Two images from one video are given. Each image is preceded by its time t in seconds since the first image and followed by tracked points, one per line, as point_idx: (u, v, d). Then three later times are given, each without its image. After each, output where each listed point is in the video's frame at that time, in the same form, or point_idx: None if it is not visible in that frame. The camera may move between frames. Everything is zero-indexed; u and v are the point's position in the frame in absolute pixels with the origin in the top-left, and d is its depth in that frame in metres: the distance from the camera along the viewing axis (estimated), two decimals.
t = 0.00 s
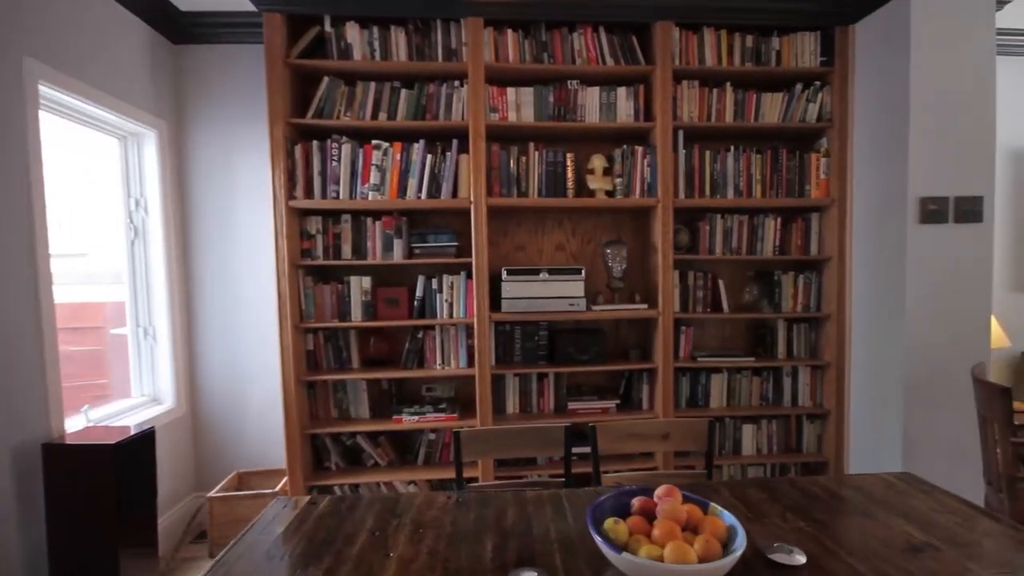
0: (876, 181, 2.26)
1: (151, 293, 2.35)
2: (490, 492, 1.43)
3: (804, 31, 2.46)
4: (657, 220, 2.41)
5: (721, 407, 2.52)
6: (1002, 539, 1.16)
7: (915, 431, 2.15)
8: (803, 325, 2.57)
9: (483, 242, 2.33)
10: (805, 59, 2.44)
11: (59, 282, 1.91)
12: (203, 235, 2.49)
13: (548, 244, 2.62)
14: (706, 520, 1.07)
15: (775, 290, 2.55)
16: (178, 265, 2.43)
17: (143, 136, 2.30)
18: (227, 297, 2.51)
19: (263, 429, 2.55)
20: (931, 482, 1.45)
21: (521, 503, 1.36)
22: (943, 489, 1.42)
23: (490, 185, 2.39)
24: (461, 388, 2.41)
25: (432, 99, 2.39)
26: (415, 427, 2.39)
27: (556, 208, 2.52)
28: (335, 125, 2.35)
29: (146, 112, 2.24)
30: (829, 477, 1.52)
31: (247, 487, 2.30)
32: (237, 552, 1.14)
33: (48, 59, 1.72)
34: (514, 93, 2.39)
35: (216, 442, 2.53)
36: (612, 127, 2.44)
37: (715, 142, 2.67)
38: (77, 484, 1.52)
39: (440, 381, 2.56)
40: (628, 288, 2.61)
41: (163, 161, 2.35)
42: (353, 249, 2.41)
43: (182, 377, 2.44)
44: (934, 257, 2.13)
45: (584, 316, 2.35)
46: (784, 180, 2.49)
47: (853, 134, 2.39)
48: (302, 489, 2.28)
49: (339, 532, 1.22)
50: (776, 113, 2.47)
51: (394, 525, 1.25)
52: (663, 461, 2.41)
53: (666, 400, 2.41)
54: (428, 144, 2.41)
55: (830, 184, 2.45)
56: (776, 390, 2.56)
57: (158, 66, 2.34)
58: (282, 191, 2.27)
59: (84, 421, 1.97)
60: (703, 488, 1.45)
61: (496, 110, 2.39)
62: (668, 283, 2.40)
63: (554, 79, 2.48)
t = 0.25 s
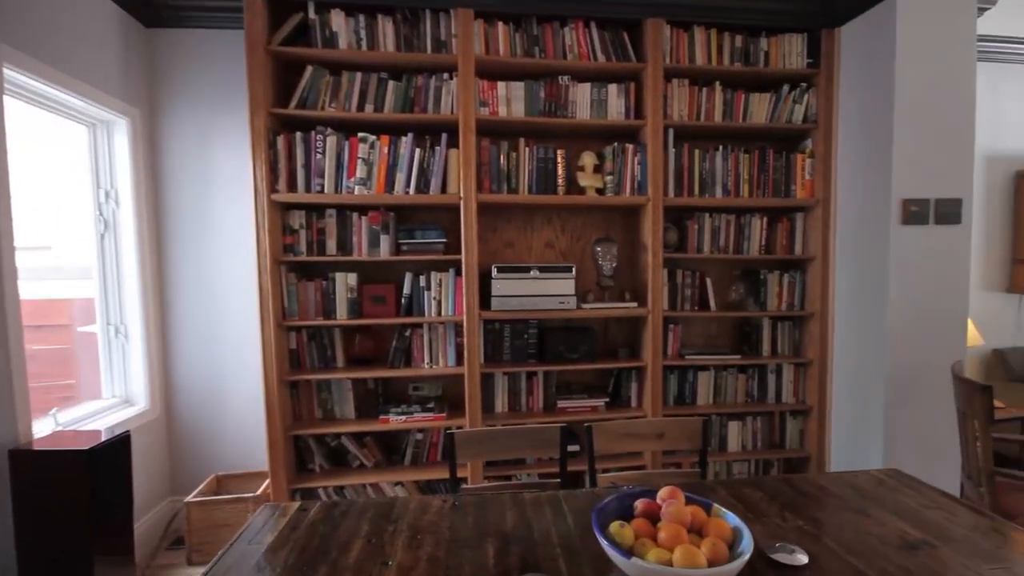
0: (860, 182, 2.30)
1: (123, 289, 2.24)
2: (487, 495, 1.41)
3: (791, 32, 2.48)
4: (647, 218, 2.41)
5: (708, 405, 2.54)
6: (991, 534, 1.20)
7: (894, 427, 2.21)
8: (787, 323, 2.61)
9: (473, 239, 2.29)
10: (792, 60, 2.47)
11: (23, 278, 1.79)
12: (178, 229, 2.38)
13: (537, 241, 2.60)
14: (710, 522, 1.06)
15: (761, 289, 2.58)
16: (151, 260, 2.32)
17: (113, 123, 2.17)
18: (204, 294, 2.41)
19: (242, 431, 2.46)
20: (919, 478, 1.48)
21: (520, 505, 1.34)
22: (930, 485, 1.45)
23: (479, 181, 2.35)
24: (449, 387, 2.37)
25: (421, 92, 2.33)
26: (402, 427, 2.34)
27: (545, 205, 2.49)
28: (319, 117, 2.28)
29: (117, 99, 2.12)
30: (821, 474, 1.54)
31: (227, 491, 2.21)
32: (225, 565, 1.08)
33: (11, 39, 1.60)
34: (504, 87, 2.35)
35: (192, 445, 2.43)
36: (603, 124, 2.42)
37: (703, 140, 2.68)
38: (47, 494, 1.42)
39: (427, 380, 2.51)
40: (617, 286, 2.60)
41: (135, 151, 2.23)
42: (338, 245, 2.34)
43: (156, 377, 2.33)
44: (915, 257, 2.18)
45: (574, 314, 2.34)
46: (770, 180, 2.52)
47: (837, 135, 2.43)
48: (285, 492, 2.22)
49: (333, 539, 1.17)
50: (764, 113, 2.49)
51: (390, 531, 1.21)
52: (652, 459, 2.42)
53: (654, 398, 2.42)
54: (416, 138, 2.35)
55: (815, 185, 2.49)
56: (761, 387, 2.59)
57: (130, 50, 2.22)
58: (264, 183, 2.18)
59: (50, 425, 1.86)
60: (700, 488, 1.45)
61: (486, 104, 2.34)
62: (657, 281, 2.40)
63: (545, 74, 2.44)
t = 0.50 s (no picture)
0: (846, 182, 2.35)
1: (102, 282, 2.16)
2: (487, 492, 1.40)
3: (782, 33, 2.51)
4: (640, 215, 2.42)
5: (697, 399, 2.58)
6: (978, 524, 1.24)
7: (876, 420, 2.28)
8: (774, 319, 2.66)
9: (467, 234, 2.28)
10: (782, 60, 2.50)
11: None
12: (160, 221, 2.30)
13: (530, 237, 2.59)
14: (715, 516, 1.07)
15: (750, 286, 2.63)
16: (132, 253, 2.24)
17: (92, 109, 2.08)
18: (188, 288, 2.34)
19: (228, 428, 2.40)
20: (906, 471, 1.53)
21: (522, 502, 1.34)
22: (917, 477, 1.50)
23: (473, 175, 2.33)
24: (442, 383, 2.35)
25: (414, 84, 2.30)
26: (394, 424, 2.32)
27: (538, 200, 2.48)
28: (310, 107, 2.22)
29: (95, 83, 2.02)
30: (813, 468, 1.57)
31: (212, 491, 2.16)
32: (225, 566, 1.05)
33: None
34: (499, 81, 2.33)
35: (175, 443, 2.37)
36: (597, 120, 2.42)
37: (694, 138, 2.70)
38: (31, 495, 1.38)
39: (419, 376, 2.49)
40: (609, 283, 2.61)
41: (115, 139, 2.14)
42: (328, 239, 2.29)
43: (138, 374, 2.26)
44: (898, 256, 2.24)
45: (567, 310, 2.34)
46: (760, 179, 2.55)
47: (825, 136, 2.48)
48: (274, 490, 2.18)
49: (335, 539, 1.15)
50: (754, 112, 2.52)
51: (392, 529, 1.19)
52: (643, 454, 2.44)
53: (645, 393, 2.44)
54: (409, 130, 2.32)
55: (803, 184, 2.53)
56: (748, 382, 2.64)
57: (110, 33, 2.12)
58: (252, 175, 2.12)
59: (29, 424, 1.79)
60: (697, 482, 1.47)
61: (480, 98, 2.32)
62: (649, 278, 2.42)
63: (539, 69, 2.43)
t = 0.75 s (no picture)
0: (828, 184, 2.43)
1: (84, 277, 2.09)
2: (488, 487, 1.41)
3: (768, 38, 2.58)
4: (630, 213, 2.46)
5: (683, 395, 2.64)
6: (955, 510, 1.31)
7: (855, 414, 2.37)
8: (758, 317, 2.73)
9: (460, 231, 2.28)
10: (768, 64, 2.57)
11: None
12: (144, 214, 2.24)
13: (521, 234, 2.60)
14: (714, 506, 1.11)
15: (735, 284, 2.69)
16: (115, 247, 2.18)
17: (73, 99, 2.01)
18: (174, 284, 2.29)
19: (214, 427, 2.36)
20: (887, 461, 1.60)
21: (523, 496, 1.35)
22: (897, 467, 1.57)
23: (466, 173, 2.33)
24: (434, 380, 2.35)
25: (407, 80, 2.29)
26: (386, 421, 2.31)
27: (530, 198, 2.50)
28: (301, 101, 2.19)
29: (77, 72, 1.96)
30: (800, 460, 1.63)
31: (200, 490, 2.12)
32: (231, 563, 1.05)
33: None
34: (492, 78, 2.34)
35: (159, 442, 2.32)
36: (589, 119, 2.45)
37: (682, 139, 2.76)
38: (21, 495, 1.36)
39: (410, 373, 2.49)
40: (599, 280, 2.65)
41: (98, 129, 2.08)
42: (319, 235, 2.27)
43: (121, 372, 2.20)
44: (877, 256, 2.33)
45: (559, 307, 2.37)
46: (746, 180, 2.62)
47: (808, 139, 2.56)
48: (265, 489, 2.15)
49: (340, 535, 1.15)
50: (741, 114, 2.58)
51: (397, 525, 1.20)
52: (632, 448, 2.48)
53: (634, 389, 2.49)
54: (402, 126, 2.31)
55: (786, 185, 2.60)
56: (733, 377, 2.71)
57: (92, 20, 2.06)
58: (242, 169, 2.08)
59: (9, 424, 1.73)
60: (691, 475, 1.52)
61: (474, 95, 2.32)
62: (639, 275, 2.46)
63: (532, 67, 2.44)
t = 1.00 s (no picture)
0: (803, 184, 2.54)
1: (61, 275, 2.04)
2: (484, 479, 1.44)
3: (746, 42, 2.66)
4: (615, 212, 2.52)
5: (666, 388, 2.71)
6: (924, 492, 1.40)
7: (828, 405, 2.48)
8: (736, 312, 2.83)
9: (449, 228, 2.30)
10: (746, 68, 2.66)
11: None
12: (124, 211, 2.19)
13: (508, 232, 2.63)
14: (705, 492, 1.16)
15: (715, 281, 2.78)
16: (93, 244, 2.12)
17: (48, 91, 1.95)
18: (155, 282, 2.24)
19: (198, 427, 2.32)
20: (860, 448, 1.69)
21: (519, 487, 1.39)
22: (870, 453, 1.66)
23: (455, 170, 2.35)
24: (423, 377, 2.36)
25: (395, 77, 2.28)
26: (375, 418, 2.31)
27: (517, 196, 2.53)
28: (287, 96, 2.17)
29: (53, 63, 1.90)
30: (780, 448, 1.71)
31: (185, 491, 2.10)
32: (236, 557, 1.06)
33: None
34: (480, 77, 2.36)
35: (140, 443, 2.27)
36: (575, 119, 2.49)
37: (664, 139, 2.82)
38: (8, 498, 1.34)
39: (398, 370, 2.49)
40: (585, 277, 2.70)
41: (74, 123, 2.02)
42: (306, 232, 2.25)
43: (100, 372, 2.14)
44: (848, 253, 2.44)
45: (547, 303, 2.41)
46: (725, 179, 2.70)
47: (784, 140, 2.66)
48: (252, 489, 2.13)
49: (342, 530, 1.16)
50: (721, 116, 2.67)
51: (399, 518, 1.22)
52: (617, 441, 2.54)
53: (620, 383, 2.55)
54: (390, 123, 2.30)
55: (763, 185, 2.70)
56: (713, 371, 2.79)
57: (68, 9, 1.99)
58: (227, 165, 2.05)
59: None
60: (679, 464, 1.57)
61: (462, 93, 2.34)
62: (624, 272, 2.52)
63: (519, 67, 2.47)
